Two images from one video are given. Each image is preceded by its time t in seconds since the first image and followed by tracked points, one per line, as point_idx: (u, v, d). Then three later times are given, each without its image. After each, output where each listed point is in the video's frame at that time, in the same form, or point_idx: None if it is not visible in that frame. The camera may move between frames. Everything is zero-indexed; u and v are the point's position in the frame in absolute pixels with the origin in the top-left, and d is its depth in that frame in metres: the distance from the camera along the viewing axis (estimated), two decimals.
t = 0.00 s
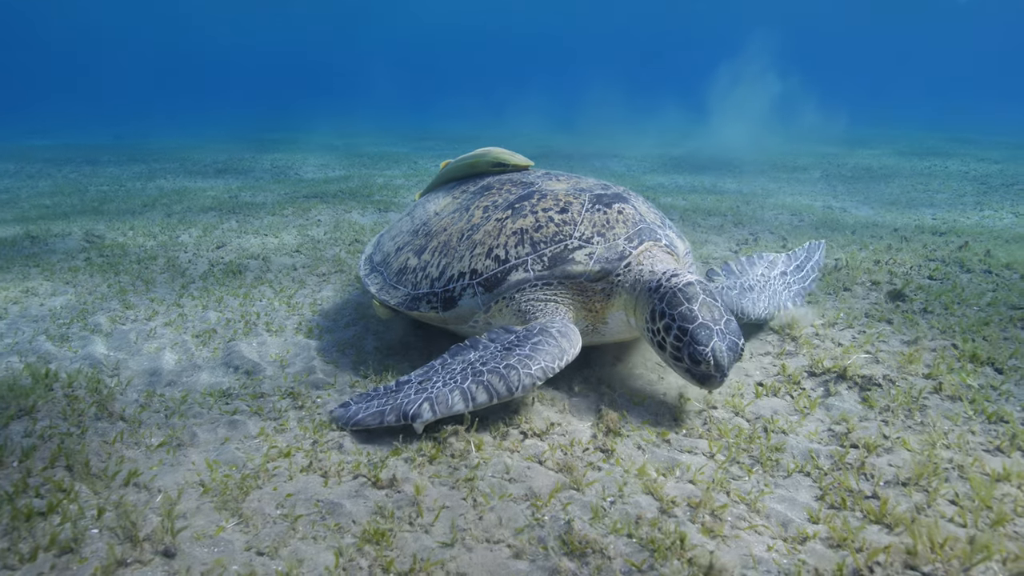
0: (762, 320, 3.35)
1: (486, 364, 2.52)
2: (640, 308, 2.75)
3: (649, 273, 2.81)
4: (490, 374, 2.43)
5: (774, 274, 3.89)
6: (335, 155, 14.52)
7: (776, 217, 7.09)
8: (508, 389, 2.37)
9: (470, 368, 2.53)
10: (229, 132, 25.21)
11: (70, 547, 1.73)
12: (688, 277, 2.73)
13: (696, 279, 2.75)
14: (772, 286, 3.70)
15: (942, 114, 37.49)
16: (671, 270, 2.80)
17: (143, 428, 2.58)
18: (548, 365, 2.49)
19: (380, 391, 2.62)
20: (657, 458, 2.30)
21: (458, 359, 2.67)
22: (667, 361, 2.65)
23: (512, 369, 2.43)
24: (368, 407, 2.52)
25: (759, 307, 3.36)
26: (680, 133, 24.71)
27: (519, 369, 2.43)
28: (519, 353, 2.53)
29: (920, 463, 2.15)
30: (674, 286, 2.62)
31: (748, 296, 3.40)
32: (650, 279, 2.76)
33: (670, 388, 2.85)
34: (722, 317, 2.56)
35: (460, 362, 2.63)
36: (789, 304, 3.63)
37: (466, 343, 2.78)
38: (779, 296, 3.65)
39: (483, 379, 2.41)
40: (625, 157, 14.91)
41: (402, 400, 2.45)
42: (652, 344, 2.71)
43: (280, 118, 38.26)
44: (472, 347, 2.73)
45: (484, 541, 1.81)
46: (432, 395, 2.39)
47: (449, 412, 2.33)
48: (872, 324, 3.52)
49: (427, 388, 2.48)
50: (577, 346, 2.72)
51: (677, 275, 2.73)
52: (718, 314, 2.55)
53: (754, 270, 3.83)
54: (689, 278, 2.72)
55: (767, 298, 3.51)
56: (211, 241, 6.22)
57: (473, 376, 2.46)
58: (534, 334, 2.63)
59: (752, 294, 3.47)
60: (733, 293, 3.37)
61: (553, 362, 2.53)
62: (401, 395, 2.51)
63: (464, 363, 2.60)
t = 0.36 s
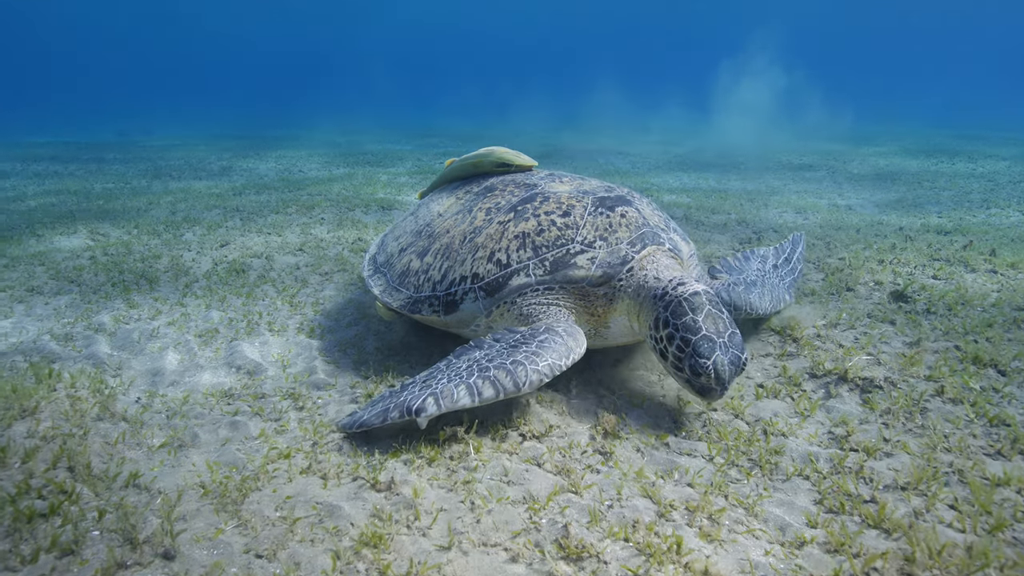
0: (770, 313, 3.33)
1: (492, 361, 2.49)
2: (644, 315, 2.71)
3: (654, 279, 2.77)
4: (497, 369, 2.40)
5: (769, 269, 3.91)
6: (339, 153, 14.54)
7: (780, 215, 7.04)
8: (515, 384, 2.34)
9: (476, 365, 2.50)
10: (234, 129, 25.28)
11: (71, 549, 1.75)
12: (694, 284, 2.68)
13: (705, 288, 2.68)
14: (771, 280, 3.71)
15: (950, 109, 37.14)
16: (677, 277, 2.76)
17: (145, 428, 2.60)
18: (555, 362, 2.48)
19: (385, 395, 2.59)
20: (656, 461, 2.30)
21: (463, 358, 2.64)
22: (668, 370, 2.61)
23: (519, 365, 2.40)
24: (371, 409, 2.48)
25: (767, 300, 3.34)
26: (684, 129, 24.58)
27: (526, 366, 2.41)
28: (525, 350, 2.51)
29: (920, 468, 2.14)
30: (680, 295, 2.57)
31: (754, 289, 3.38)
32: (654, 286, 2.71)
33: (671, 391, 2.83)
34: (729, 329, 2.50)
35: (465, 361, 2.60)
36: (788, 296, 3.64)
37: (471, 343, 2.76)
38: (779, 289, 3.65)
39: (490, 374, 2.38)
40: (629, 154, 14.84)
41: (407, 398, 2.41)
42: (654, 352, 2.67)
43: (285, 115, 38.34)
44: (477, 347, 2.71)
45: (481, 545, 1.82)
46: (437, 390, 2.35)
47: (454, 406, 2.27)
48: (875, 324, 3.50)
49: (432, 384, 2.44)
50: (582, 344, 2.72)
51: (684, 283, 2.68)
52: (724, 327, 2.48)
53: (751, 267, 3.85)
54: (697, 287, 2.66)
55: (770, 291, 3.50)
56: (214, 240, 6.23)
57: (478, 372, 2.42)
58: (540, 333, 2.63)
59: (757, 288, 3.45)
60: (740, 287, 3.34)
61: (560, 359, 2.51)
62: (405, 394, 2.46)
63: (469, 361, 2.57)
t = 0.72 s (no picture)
0: (776, 308, 3.31)
1: (497, 358, 2.48)
2: (646, 319, 2.71)
3: (657, 284, 2.77)
4: (503, 366, 2.38)
5: (766, 265, 3.93)
6: (343, 150, 14.53)
7: (784, 212, 6.99)
8: (522, 381, 2.33)
9: (481, 362, 2.48)
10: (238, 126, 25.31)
11: (74, 550, 1.77)
12: (698, 292, 2.66)
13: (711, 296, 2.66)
14: (771, 275, 3.70)
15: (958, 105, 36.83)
16: (680, 283, 2.75)
17: (149, 429, 2.62)
18: (561, 361, 2.48)
19: (386, 395, 2.54)
20: (656, 462, 2.30)
21: (466, 355, 2.62)
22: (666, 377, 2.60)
23: (526, 364, 2.40)
24: (373, 408, 2.43)
25: (772, 294, 3.33)
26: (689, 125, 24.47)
27: (533, 364, 2.40)
28: (532, 348, 2.50)
29: (921, 471, 2.13)
30: (684, 302, 2.56)
31: (759, 285, 3.37)
32: (658, 292, 2.71)
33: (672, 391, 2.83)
34: (731, 338, 2.48)
35: (469, 357, 2.58)
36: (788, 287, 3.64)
37: (473, 341, 2.74)
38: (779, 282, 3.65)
39: (496, 370, 2.36)
40: (633, 150, 14.76)
41: (410, 395, 2.36)
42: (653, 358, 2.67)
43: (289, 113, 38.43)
44: (481, 344, 2.69)
45: (480, 547, 1.83)
46: (443, 386, 2.31)
47: (460, 402, 2.23)
48: (878, 325, 3.47)
49: (436, 381, 2.40)
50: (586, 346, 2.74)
51: (688, 290, 2.66)
52: (724, 337, 2.45)
53: (748, 265, 3.85)
54: (701, 294, 2.65)
55: (773, 285, 3.50)
56: (218, 238, 6.25)
57: (484, 368, 2.40)
58: (546, 333, 2.64)
59: (761, 284, 3.44)
60: (745, 283, 3.33)
61: (566, 358, 2.51)
62: (408, 391, 2.41)
63: (473, 358, 2.55)
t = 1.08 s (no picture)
0: (782, 306, 3.30)
1: (502, 358, 2.47)
2: (645, 328, 2.71)
3: (658, 292, 2.76)
4: (509, 367, 2.38)
5: (766, 263, 3.91)
6: (347, 146, 14.52)
7: (788, 210, 6.95)
8: (528, 382, 2.33)
9: (485, 361, 2.47)
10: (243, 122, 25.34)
11: (80, 550, 1.80)
12: (700, 304, 2.64)
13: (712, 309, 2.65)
14: (774, 274, 3.68)
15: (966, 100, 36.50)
16: (681, 292, 2.74)
17: (153, 429, 2.64)
18: (566, 364, 2.49)
19: (384, 392, 2.50)
20: (656, 464, 2.31)
21: (469, 353, 2.61)
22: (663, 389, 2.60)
23: (532, 364, 2.40)
24: (372, 407, 2.38)
25: (776, 293, 3.31)
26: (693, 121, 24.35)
27: (539, 366, 2.41)
28: (537, 350, 2.51)
29: (921, 473, 2.13)
30: (682, 313, 2.55)
31: (763, 284, 3.35)
32: (658, 301, 2.69)
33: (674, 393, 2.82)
34: (729, 351, 2.47)
35: (472, 356, 2.57)
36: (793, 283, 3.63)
37: (475, 340, 2.74)
38: (782, 279, 3.64)
39: (502, 371, 2.36)
40: (637, 146, 14.69)
41: (413, 393, 2.33)
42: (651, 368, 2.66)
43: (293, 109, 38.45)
44: (483, 344, 2.69)
45: (481, 549, 1.85)
46: (448, 385, 2.29)
47: (467, 402, 2.22)
48: (882, 324, 3.46)
49: (440, 379, 2.39)
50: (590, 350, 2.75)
51: (688, 301, 2.65)
52: (720, 351, 2.44)
53: (749, 264, 3.84)
54: (701, 306, 2.64)
55: (776, 283, 3.49)
56: (223, 236, 6.25)
57: (489, 368, 2.39)
58: (551, 336, 2.65)
59: (765, 283, 3.43)
60: (748, 283, 3.32)
61: (571, 361, 2.53)
62: (410, 388, 2.38)
63: (476, 357, 2.54)
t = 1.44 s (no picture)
0: (787, 308, 3.27)
1: (505, 362, 2.46)
2: (644, 344, 2.71)
3: (658, 300, 2.75)
4: (512, 372, 2.37)
5: (772, 265, 3.88)
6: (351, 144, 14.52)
7: (792, 208, 6.93)
8: (531, 388, 2.32)
9: (487, 366, 2.46)
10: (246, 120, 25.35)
11: (87, 552, 1.82)
12: (701, 320, 2.61)
13: (713, 325, 2.61)
14: (779, 275, 3.66)
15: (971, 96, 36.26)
16: (680, 302, 2.74)
17: (159, 429, 2.66)
18: (569, 371, 2.48)
19: (381, 391, 2.45)
20: (659, 465, 2.31)
21: (470, 356, 2.60)
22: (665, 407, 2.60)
23: (535, 371, 2.39)
24: (370, 406, 2.33)
25: (781, 294, 3.29)
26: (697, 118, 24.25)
27: (542, 372, 2.40)
28: (540, 356, 2.50)
29: (923, 476, 2.13)
30: (681, 332, 2.53)
31: (767, 286, 3.33)
32: (656, 316, 2.67)
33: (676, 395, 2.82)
34: (731, 371, 2.44)
35: (474, 359, 2.55)
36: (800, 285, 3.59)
37: (475, 342, 2.73)
38: (789, 280, 3.61)
39: (506, 376, 2.34)
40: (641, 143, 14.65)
41: (414, 394, 2.31)
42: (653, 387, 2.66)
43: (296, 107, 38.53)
44: (483, 347, 2.68)
45: (484, 550, 1.86)
46: (451, 388, 2.28)
47: (470, 406, 2.20)
48: (885, 325, 3.45)
49: (442, 382, 2.36)
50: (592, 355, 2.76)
51: (688, 317, 2.62)
52: (720, 370, 2.41)
53: (753, 265, 3.82)
54: (702, 322, 2.60)
55: (781, 285, 3.46)
56: (227, 235, 6.27)
57: (492, 373, 2.37)
58: (553, 342, 2.64)
59: (770, 284, 3.41)
60: (752, 285, 3.30)
61: (574, 367, 2.52)
62: (411, 390, 2.35)
63: (477, 361, 2.53)
